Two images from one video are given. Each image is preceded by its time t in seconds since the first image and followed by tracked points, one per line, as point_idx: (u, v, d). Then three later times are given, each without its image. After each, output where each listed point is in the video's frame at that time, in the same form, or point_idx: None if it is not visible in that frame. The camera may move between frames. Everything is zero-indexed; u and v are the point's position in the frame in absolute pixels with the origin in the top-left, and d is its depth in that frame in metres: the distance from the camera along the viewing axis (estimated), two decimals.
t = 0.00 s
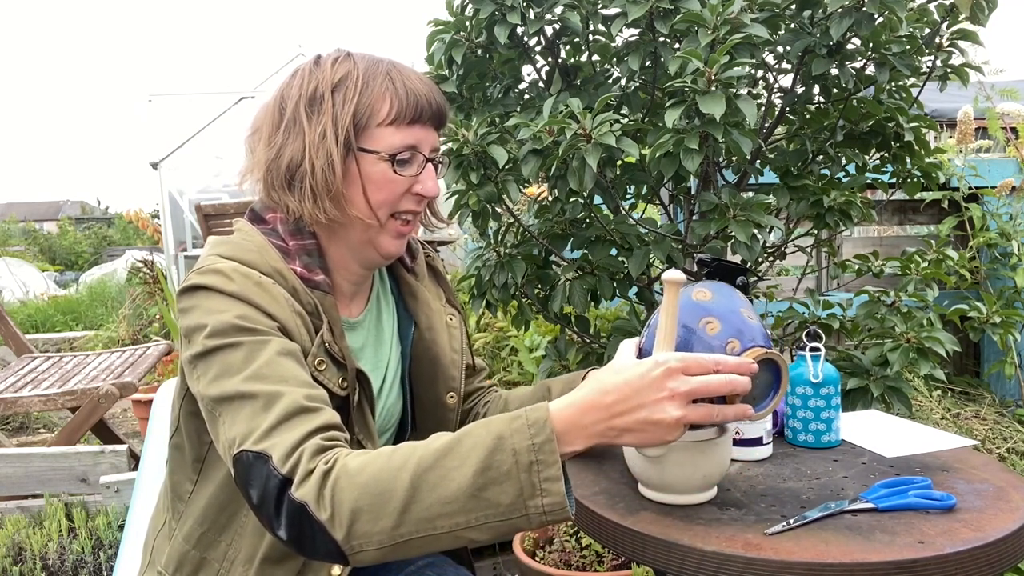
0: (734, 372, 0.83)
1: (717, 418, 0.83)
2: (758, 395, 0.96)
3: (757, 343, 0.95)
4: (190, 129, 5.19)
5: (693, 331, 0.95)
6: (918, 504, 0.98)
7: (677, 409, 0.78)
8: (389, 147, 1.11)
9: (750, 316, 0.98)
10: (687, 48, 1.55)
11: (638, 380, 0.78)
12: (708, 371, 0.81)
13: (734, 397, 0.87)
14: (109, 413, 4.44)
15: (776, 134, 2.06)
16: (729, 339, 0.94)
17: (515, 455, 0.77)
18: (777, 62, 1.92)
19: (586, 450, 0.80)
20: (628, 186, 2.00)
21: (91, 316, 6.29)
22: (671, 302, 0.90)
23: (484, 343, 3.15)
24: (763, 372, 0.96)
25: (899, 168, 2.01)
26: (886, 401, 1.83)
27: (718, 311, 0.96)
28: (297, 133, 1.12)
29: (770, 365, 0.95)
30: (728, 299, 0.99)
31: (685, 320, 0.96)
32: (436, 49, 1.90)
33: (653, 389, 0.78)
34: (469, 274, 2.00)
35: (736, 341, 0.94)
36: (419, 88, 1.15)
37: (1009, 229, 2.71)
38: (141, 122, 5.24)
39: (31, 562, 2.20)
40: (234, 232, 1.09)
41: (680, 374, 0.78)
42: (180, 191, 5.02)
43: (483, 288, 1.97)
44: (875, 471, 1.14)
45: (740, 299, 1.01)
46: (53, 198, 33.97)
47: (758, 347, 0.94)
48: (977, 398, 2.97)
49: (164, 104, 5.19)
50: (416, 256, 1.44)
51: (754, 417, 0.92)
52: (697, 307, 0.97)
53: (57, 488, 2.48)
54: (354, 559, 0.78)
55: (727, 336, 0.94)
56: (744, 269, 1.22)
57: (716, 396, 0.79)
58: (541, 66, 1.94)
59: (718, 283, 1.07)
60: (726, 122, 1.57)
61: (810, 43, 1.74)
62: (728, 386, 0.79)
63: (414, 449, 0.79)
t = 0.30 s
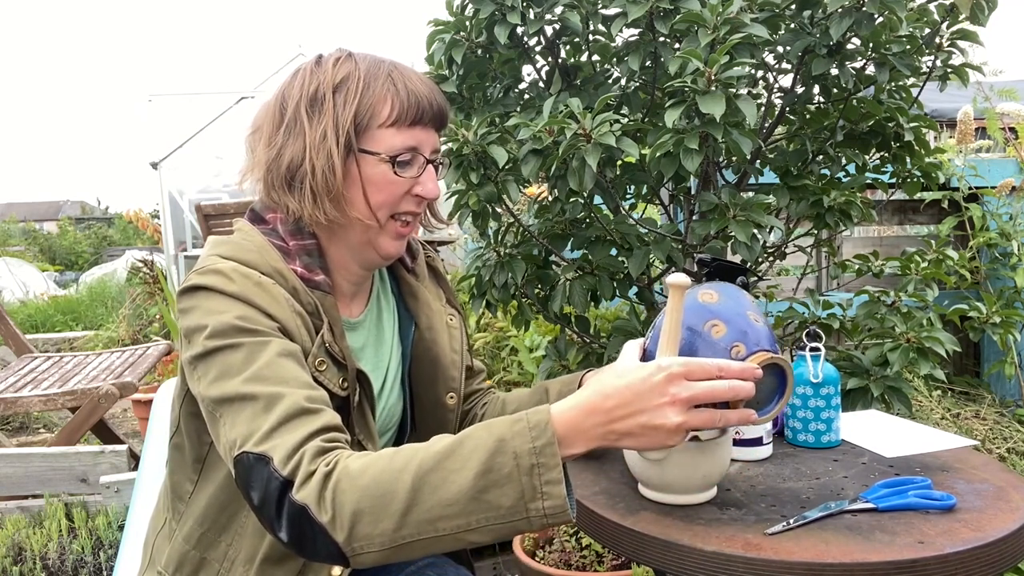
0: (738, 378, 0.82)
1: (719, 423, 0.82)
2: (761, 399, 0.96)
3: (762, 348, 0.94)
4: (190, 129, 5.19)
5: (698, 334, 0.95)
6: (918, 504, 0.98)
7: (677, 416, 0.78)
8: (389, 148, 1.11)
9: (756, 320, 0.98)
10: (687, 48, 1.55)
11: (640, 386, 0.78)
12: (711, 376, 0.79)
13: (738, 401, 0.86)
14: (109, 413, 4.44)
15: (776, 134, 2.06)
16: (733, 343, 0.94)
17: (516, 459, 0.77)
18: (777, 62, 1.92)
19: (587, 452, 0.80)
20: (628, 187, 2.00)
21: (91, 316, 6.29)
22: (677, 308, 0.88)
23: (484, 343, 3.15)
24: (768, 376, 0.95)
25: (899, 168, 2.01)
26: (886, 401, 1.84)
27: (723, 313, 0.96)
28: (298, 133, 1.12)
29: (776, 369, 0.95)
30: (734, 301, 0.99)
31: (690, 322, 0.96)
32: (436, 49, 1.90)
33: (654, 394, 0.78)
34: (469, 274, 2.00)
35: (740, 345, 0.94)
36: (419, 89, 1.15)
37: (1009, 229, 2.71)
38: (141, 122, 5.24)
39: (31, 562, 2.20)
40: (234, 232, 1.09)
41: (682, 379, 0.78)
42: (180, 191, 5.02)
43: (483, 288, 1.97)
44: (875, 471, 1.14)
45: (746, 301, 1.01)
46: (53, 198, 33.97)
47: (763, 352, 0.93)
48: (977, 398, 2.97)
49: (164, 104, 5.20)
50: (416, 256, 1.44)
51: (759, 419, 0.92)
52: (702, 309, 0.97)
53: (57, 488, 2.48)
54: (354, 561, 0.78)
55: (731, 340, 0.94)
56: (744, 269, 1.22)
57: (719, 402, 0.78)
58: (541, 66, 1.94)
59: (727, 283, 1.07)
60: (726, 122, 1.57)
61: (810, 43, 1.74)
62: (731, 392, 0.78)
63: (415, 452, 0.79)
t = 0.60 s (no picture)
0: (737, 387, 0.82)
1: (716, 432, 0.82)
2: (759, 406, 0.96)
3: (762, 355, 0.94)
4: (189, 129, 5.19)
5: (698, 337, 0.95)
6: (918, 504, 0.98)
7: (675, 426, 0.78)
8: (390, 148, 1.11)
9: (757, 324, 0.98)
10: (687, 48, 1.55)
11: (637, 396, 0.77)
12: (710, 386, 0.80)
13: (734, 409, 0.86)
14: (109, 413, 4.44)
15: (776, 134, 2.06)
16: (733, 350, 0.94)
17: (513, 465, 0.77)
18: (777, 62, 1.92)
19: (582, 459, 0.80)
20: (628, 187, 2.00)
21: (91, 316, 6.29)
22: (677, 315, 0.88)
23: (484, 343, 3.15)
24: (767, 382, 0.95)
25: (898, 168, 2.01)
26: (886, 401, 1.84)
27: (724, 317, 0.97)
28: (299, 133, 1.12)
29: (774, 376, 0.95)
30: (736, 304, 0.99)
31: (690, 325, 0.96)
32: (436, 49, 1.90)
33: (652, 404, 0.77)
34: (469, 274, 2.00)
35: (739, 352, 0.94)
36: (420, 89, 1.15)
37: (1009, 229, 2.71)
38: (141, 122, 5.24)
39: (31, 562, 2.20)
40: (234, 232, 1.09)
41: (680, 390, 0.78)
42: (180, 191, 5.02)
43: (483, 288, 1.97)
44: (875, 471, 1.14)
45: (748, 304, 1.01)
46: (53, 198, 33.97)
47: (762, 360, 0.93)
48: (977, 398, 2.97)
49: (164, 104, 5.20)
50: (416, 255, 1.43)
51: (756, 425, 0.92)
52: (703, 313, 0.97)
53: (57, 488, 2.48)
54: (351, 564, 0.78)
55: (731, 346, 0.94)
56: (743, 269, 1.22)
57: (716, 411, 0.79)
58: (541, 66, 1.94)
59: (731, 284, 1.07)
60: (726, 122, 1.57)
61: (810, 43, 1.74)
62: (729, 401, 0.79)
63: (412, 457, 0.79)
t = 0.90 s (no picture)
0: (735, 385, 0.82)
1: (715, 429, 0.82)
2: (759, 403, 0.96)
3: (762, 352, 0.94)
4: (189, 129, 5.19)
5: (698, 336, 0.95)
6: (918, 504, 0.98)
7: (673, 425, 0.78)
8: (389, 148, 1.11)
9: (756, 321, 0.98)
10: (687, 47, 1.54)
11: (637, 395, 0.77)
12: (709, 384, 0.80)
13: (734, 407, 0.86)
14: (109, 413, 4.44)
15: (776, 134, 2.06)
16: (733, 347, 0.93)
17: (512, 465, 0.77)
18: (777, 62, 1.92)
19: (581, 458, 0.80)
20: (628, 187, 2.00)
21: (91, 316, 6.29)
22: (675, 315, 0.88)
23: (484, 343, 3.15)
24: (767, 380, 0.95)
25: (899, 168, 2.01)
26: (886, 401, 1.84)
27: (723, 315, 0.97)
28: (299, 133, 1.12)
29: (775, 373, 0.95)
30: (735, 302, 0.99)
31: (690, 324, 0.96)
32: (436, 49, 1.90)
33: (651, 403, 0.77)
34: (469, 274, 2.00)
35: (739, 349, 0.93)
36: (420, 89, 1.15)
37: (1009, 229, 2.71)
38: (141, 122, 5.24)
39: (31, 562, 2.20)
40: (234, 232, 1.09)
41: (679, 389, 0.78)
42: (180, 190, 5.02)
43: (483, 288, 1.97)
44: (875, 471, 1.14)
45: (748, 303, 1.01)
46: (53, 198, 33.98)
47: (762, 357, 0.93)
48: (977, 398, 2.98)
49: (164, 104, 5.20)
50: (416, 255, 1.43)
51: (756, 423, 0.92)
52: (702, 311, 0.97)
53: (56, 488, 2.48)
54: (351, 565, 0.78)
55: (731, 343, 0.94)
56: (743, 270, 1.23)
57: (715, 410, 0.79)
58: (541, 65, 1.94)
59: (732, 282, 1.07)
60: (725, 122, 1.57)
61: (810, 42, 1.74)
62: (726, 401, 0.78)
63: (411, 457, 0.79)
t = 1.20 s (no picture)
0: (738, 382, 0.82)
1: (719, 427, 0.82)
2: (762, 402, 0.96)
3: (764, 351, 0.94)
4: (189, 129, 5.19)
5: (701, 334, 0.95)
6: (918, 504, 0.98)
7: (676, 422, 0.77)
8: (391, 150, 1.11)
9: (760, 320, 0.98)
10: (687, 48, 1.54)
11: (639, 392, 0.77)
12: (712, 381, 0.80)
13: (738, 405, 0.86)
14: (109, 413, 4.44)
15: (776, 134, 2.06)
16: (735, 346, 0.93)
17: (515, 464, 0.77)
18: (777, 62, 1.92)
19: (585, 456, 0.80)
20: (628, 187, 2.00)
21: (91, 316, 6.29)
22: (679, 313, 0.88)
23: (484, 343, 3.15)
24: (770, 378, 0.95)
25: (899, 168, 2.01)
26: (886, 401, 1.84)
27: (726, 314, 0.97)
28: (301, 134, 1.12)
29: (778, 371, 0.95)
30: (738, 301, 0.99)
31: (692, 322, 0.97)
32: (436, 49, 1.90)
33: (654, 401, 0.77)
34: (469, 274, 2.00)
35: (742, 348, 0.93)
36: (422, 91, 1.15)
37: (1009, 230, 2.71)
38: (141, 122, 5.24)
39: (31, 562, 2.20)
40: (236, 231, 1.09)
41: (682, 386, 0.78)
42: (180, 191, 5.02)
43: (483, 289, 1.97)
44: (875, 471, 1.14)
45: (751, 302, 1.01)
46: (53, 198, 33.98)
47: (764, 356, 0.93)
48: (977, 398, 2.98)
49: (164, 104, 5.20)
50: (417, 256, 1.43)
51: (759, 421, 0.92)
52: (705, 310, 0.97)
53: (57, 488, 2.48)
54: (354, 564, 0.78)
55: (733, 342, 0.94)
56: (744, 270, 1.23)
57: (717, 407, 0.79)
58: (541, 66, 1.94)
59: (735, 281, 1.07)
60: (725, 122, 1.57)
61: (810, 42, 1.74)
62: (729, 399, 0.78)
63: (415, 455, 0.79)
